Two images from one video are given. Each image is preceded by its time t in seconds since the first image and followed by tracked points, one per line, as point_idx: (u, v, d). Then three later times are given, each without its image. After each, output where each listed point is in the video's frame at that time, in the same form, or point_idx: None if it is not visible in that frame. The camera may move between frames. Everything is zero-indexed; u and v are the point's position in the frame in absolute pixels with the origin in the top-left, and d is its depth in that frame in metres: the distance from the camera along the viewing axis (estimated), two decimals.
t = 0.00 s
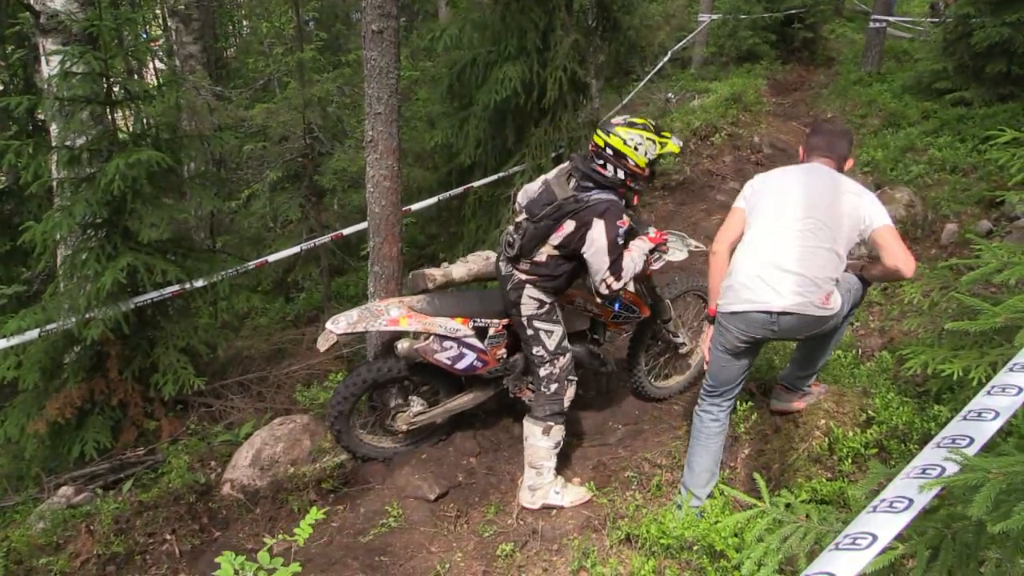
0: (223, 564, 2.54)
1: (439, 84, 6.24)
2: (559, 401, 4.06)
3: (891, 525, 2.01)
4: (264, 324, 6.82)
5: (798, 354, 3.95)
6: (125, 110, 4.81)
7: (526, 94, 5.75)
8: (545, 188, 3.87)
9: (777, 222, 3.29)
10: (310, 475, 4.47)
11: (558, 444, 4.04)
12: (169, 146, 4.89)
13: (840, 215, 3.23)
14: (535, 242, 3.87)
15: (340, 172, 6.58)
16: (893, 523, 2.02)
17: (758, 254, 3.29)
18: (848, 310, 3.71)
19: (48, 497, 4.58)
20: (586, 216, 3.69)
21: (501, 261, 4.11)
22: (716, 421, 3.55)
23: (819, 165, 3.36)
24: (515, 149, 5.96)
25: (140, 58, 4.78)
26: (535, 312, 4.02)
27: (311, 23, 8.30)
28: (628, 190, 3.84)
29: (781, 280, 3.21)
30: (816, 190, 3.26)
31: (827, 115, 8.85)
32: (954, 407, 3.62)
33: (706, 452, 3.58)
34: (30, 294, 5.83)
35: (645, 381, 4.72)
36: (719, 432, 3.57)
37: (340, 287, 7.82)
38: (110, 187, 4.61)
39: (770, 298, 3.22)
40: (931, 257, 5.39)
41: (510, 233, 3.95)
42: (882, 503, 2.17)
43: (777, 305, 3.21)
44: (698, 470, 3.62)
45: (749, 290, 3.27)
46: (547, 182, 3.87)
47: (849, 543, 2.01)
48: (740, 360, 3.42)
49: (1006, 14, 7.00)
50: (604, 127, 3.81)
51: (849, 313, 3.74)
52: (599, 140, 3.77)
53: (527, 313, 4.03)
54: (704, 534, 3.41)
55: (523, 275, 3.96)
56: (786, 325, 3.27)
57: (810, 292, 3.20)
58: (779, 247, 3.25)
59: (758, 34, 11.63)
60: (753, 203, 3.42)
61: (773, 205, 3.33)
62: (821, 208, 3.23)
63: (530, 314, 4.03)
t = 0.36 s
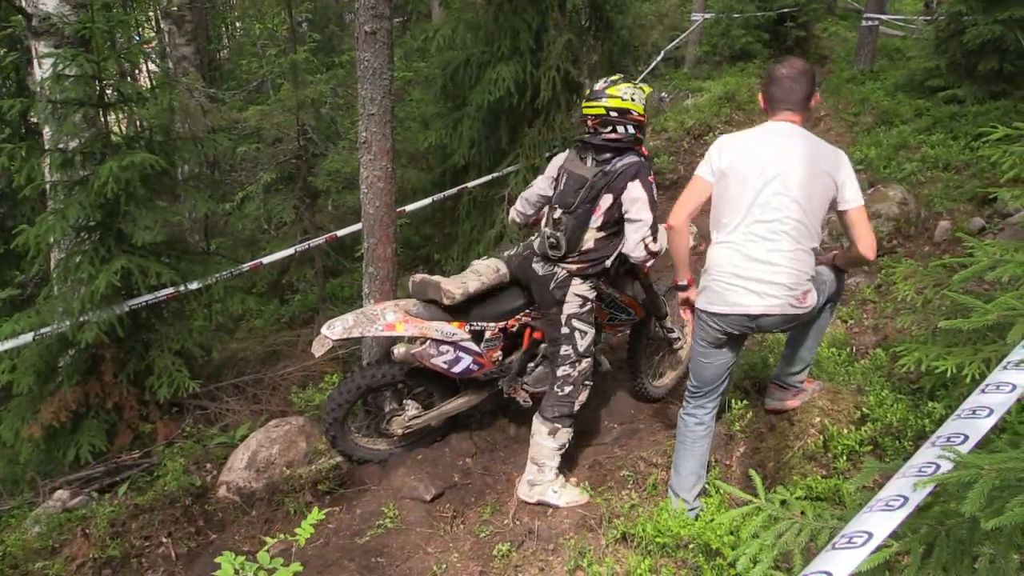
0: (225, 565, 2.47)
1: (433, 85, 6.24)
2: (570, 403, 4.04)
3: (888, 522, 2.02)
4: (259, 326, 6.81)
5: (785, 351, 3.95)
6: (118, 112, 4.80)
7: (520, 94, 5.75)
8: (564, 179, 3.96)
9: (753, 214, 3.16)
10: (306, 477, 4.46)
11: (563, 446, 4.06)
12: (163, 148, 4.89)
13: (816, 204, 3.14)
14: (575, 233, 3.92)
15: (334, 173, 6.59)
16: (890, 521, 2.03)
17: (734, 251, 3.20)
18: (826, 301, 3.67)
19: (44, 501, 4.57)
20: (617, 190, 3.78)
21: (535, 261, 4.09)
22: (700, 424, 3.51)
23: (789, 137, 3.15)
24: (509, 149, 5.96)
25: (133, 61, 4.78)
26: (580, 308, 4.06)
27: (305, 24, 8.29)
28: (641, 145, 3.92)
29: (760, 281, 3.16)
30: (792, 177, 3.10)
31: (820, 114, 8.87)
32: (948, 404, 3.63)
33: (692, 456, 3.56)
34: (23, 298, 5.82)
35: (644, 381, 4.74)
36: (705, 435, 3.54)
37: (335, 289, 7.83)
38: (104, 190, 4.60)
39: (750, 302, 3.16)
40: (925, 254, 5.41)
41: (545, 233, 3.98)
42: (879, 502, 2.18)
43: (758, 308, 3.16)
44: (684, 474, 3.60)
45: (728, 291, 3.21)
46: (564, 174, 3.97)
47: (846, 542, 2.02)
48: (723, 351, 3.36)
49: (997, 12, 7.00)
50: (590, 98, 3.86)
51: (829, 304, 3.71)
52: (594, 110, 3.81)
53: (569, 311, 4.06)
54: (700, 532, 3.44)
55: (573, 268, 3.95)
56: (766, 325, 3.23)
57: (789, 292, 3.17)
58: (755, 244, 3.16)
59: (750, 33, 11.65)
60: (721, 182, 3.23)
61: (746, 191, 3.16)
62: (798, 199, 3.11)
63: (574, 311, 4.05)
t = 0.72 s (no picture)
0: (224, 567, 2.44)
1: (426, 86, 6.24)
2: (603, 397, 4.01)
3: (881, 521, 2.02)
4: (253, 328, 6.80)
5: (771, 349, 3.99)
6: (110, 114, 4.78)
7: (512, 95, 5.75)
8: (587, 180, 3.73)
9: (737, 215, 3.11)
10: (300, 479, 4.45)
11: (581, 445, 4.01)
12: (155, 151, 4.87)
13: (797, 200, 3.12)
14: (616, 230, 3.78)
15: (327, 175, 6.58)
16: (883, 520, 2.03)
17: (717, 252, 3.19)
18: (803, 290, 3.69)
19: (36, 505, 4.55)
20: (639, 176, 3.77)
21: (575, 272, 3.85)
22: (688, 425, 3.53)
23: (768, 133, 3.08)
24: (502, 150, 5.96)
25: (124, 62, 4.76)
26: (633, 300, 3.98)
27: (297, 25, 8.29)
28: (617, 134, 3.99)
29: (746, 282, 3.16)
30: (775, 177, 3.05)
31: (812, 114, 8.89)
32: (941, 404, 3.64)
33: (681, 457, 3.59)
34: (15, 301, 5.80)
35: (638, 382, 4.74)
36: (693, 436, 3.56)
37: (329, 291, 7.81)
38: (95, 193, 4.58)
39: (736, 303, 3.18)
40: (917, 254, 5.44)
41: (592, 241, 3.70)
42: (871, 501, 2.19)
43: (745, 309, 3.18)
44: (673, 476, 3.63)
45: (714, 293, 3.20)
46: (584, 175, 3.74)
47: (838, 541, 2.03)
48: (709, 347, 3.36)
49: (987, 12, 7.02)
50: (579, 95, 3.79)
51: (806, 293, 3.76)
52: (594, 103, 3.73)
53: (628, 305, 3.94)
54: (694, 532, 3.44)
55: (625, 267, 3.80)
56: (750, 321, 3.28)
57: (774, 290, 3.19)
58: (739, 245, 3.15)
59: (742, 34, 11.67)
60: (700, 180, 3.13)
61: (727, 189, 3.09)
62: (781, 197, 3.08)
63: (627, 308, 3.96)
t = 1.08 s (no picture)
0: None
1: (407, 93, 6.24)
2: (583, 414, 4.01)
3: (862, 525, 2.04)
4: (235, 337, 6.77)
5: (747, 351, 3.99)
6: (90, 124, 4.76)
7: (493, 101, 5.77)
8: (562, 219, 3.66)
9: (712, 219, 3.12)
10: (284, 490, 4.42)
11: (586, 470, 3.92)
12: (134, 160, 4.84)
13: (766, 199, 3.15)
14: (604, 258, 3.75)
15: (309, 183, 6.57)
16: (864, 524, 2.05)
17: (695, 257, 3.19)
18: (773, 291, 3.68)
19: (17, 520, 4.50)
20: (604, 201, 3.88)
21: (581, 314, 3.75)
22: (669, 429, 3.53)
23: (732, 136, 3.10)
24: (484, 156, 5.97)
25: (103, 72, 4.73)
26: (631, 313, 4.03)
27: (277, 33, 8.27)
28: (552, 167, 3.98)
29: (725, 284, 3.19)
30: (744, 178, 3.08)
31: (792, 117, 8.95)
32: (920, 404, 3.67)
33: (663, 461, 3.59)
34: None
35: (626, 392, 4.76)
36: (674, 439, 3.56)
37: (312, 299, 7.80)
38: (75, 203, 4.56)
39: (718, 305, 3.20)
40: (896, 255, 5.50)
41: (592, 274, 3.62)
42: (852, 505, 2.21)
43: (727, 310, 3.21)
44: (656, 480, 3.62)
45: (696, 297, 3.20)
46: (559, 216, 3.66)
47: (820, 545, 2.04)
48: (688, 350, 3.36)
49: (962, 15, 7.10)
50: (534, 125, 3.77)
51: (777, 290, 3.76)
52: (549, 133, 3.75)
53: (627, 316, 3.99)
54: (679, 536, 3.44)
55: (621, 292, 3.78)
56: (729, 321, 3.30)
57: (752, 288, 3.22)
58: (715, 248, 3.16)
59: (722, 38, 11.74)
60: (671, 188, 3.11)
61: (701, 196, 3.09)
62: (751, 198, 3.11)
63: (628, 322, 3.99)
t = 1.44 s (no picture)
0: None
1: (381, 100, 6.23)
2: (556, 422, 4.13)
3: (833, 527, 2.05)
4: (209, 347, 6.70)
5: (722, 357, 3.98)
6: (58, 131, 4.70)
7: (468, 107, 5.77)
8: (539, 235, 3.73)
9: (680, 222, 3.13)
10: (259, 500, 4.35)
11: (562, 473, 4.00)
12: (104, 168, 4.78)
13: (734, 200, 3.16)
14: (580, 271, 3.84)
15: (283, 190, 6.53)
16: (833, 525, 2.05)
17: (666, 261, 3.20)
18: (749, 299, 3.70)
19: None
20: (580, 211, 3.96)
21: (557, 326, 3.84)
22: (647, 437, 3.51)
23: (695, 138, 3.11)
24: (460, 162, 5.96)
25: (71, 79, 4.66)
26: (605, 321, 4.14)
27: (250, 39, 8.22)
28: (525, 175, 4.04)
29: (699, 286, 3.19)
30: (710, 180, 3.09)
31: (765, 122, 9.05)
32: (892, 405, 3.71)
33: (641, 469, 3.55)
34: None
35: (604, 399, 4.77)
36: (651, 448, 3.53)
37: (288, 307, 7.74)
38: (43, 212, 4.49)
39: (693, 308, 3.21)
40: (869, 259, 5.61)
41: (571, 289, 3.68)
42: (821, 505, 2.20)
43: (701, 313, 3.21)
44: (633, 487, 3.59)
45: (670, 301, 3.21)
46: (535, 232, 3.73)
47: (791, 547, 2.04)
48: (665, 357, 3.35)
49: (931, 21, 7.19)
50: (499, 136, 3.84)
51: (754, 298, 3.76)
52: (517, 144, 3.81)
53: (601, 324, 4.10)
54: (656, 541, 3.43)
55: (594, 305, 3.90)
56: (706, 325, 3.30)
57: (725, 290, 3.23)
58: (686, 251, 3.17)
59: (695, 44, 11.84)
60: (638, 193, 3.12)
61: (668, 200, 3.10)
62: (719, 199, 3.13)
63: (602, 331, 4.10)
